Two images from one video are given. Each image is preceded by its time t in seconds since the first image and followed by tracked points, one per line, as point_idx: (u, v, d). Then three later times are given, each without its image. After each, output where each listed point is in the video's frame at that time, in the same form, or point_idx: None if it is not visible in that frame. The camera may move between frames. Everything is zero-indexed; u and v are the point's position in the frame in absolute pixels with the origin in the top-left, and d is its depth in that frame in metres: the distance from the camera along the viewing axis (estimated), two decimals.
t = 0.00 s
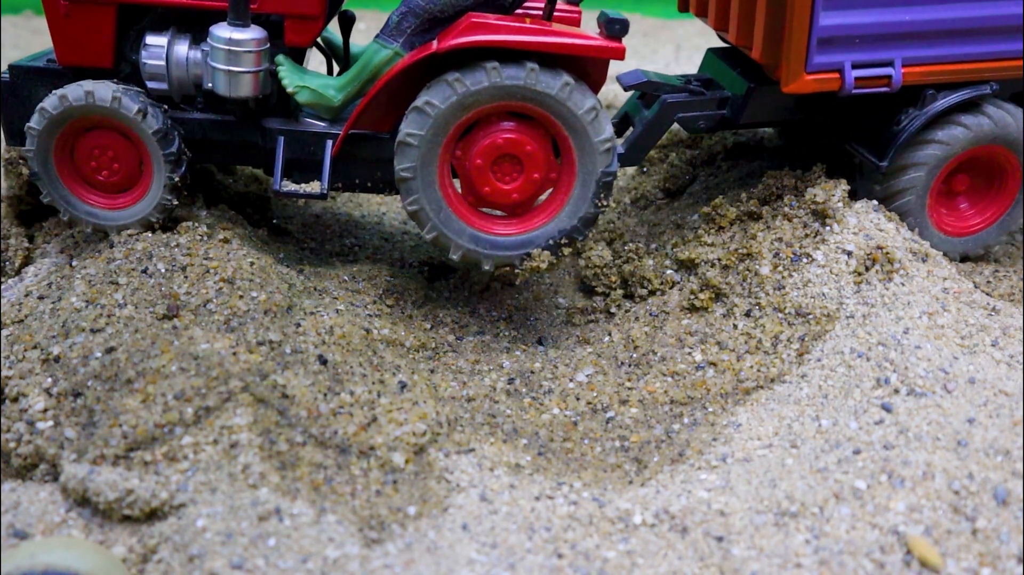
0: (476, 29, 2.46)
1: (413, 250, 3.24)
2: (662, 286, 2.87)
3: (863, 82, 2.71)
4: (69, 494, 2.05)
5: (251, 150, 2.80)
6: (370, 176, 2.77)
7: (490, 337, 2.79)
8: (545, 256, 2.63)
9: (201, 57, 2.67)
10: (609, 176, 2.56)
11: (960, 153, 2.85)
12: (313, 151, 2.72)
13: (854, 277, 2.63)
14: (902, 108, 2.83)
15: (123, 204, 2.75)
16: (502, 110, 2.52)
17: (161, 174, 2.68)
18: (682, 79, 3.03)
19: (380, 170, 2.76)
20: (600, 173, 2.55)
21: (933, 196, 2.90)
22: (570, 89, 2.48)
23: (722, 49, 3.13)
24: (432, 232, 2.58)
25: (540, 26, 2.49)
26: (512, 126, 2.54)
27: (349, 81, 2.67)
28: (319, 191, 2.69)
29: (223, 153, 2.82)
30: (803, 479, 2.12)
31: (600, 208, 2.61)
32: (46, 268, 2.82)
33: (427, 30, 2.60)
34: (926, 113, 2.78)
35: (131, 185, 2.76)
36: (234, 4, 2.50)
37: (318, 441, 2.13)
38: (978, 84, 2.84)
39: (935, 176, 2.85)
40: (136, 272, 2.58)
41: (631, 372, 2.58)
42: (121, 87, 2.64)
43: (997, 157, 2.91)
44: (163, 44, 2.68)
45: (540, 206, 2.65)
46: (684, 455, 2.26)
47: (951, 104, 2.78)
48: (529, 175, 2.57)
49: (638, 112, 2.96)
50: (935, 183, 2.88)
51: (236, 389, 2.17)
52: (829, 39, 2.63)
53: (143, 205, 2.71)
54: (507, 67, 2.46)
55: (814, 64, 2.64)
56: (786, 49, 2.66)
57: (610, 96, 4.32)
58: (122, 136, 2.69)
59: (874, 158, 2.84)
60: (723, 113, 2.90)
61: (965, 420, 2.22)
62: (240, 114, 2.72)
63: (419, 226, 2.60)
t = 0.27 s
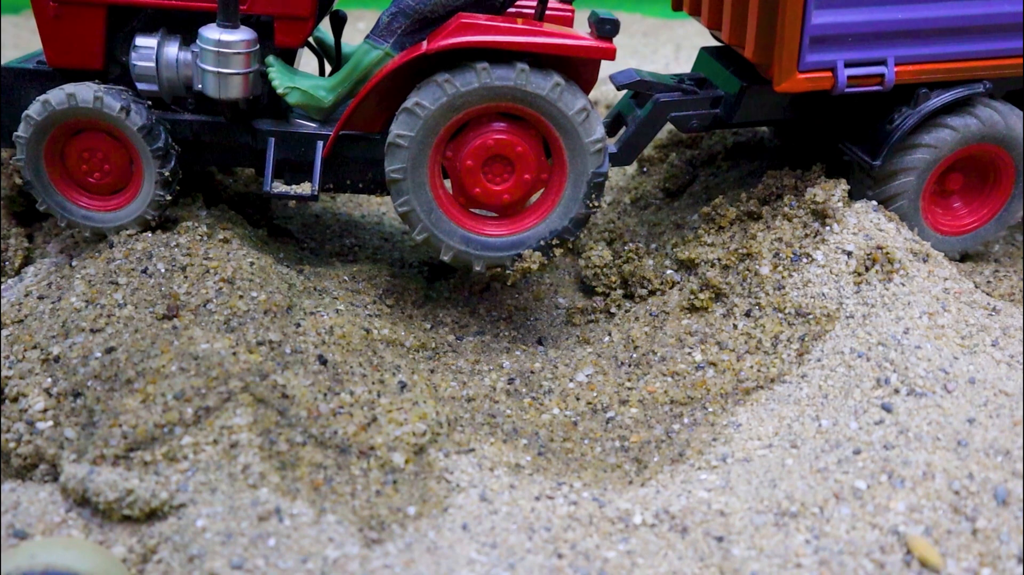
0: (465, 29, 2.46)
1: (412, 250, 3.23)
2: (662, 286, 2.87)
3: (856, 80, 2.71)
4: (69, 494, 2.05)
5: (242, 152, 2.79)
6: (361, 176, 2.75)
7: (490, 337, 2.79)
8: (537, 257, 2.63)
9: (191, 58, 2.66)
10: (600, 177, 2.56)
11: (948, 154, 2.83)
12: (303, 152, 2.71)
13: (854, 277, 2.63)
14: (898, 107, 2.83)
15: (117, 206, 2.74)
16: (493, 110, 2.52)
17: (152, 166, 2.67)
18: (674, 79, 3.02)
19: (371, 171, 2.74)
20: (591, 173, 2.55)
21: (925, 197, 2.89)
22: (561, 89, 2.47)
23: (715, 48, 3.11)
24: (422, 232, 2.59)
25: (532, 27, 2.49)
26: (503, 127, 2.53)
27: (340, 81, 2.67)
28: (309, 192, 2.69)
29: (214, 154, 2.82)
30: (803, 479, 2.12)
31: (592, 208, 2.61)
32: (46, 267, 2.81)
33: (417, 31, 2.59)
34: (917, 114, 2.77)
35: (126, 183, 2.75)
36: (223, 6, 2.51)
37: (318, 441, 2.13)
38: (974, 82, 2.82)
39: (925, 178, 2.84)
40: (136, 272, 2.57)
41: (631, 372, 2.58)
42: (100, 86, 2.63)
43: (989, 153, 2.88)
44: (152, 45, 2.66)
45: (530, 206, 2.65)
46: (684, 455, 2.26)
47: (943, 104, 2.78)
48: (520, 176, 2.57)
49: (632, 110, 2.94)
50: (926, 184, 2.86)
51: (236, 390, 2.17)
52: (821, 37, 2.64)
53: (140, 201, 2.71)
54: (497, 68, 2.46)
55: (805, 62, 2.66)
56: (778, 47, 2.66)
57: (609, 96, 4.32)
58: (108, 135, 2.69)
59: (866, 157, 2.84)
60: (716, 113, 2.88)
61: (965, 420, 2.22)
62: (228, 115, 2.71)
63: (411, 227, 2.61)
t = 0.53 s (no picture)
0: (440, 40, 2.45)
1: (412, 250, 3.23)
2: (662, 286, 2.87)
3: (836, 79, 2.70)
4: (69, 494, 2.05)
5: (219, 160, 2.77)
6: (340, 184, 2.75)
7: (490, 337, 2.79)
8: (516, 265, 2.61)
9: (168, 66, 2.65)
10: (578, 185, 2.55)
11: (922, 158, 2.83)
12: (282, 159, 2.69)
13: (854, 278, 2.63)
14: (879, 103, 2.83)
15: (111, 204, 2.71)
16: (471, 119, 2.52)
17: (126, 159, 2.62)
18: (656, 79, 2.97)
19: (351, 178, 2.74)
20: (569, 182, 2.55)
21: (909, 203, 2.89)
22: (538, 98, 2.48)
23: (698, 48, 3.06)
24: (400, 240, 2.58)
25: (508, 36, 2.49)
26: (482, 135, 2.54)
27: (317, 89, 2.66)
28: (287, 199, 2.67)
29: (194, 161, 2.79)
30: (804, 479, 2.12)
31: (572, 216, 2.60)
32: (46, 267, 2.77)
33: (394, 38, 2.61)
34: (903, 107, 2.76)
35: (110, 183, 2.71)
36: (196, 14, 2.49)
37: (318, 441, 2.13)
38: (953, 78, 2.82)
39: (905, 184, 2.84)
40: (136, 272, 2.57)
41: (631, 372, 2.58)
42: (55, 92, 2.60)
43: (967, 146, 2.87)
44: (129, 52, 2.65)
45: (509, 215, 2.65)
46: (684, 455, 2.26)
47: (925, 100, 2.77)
48: (498, 185, 2.57)
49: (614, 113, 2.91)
50: (908, 190, 2.87)
51: (236, 389, 2.17)
52: (800, 36, 2.62)
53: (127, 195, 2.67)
54: (473, 77, 2.46)
55: (785, 62, 2.63)
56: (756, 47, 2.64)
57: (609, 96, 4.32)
58: (77, 139, 2.65)
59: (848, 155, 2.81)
60: (698, 113, 2.83)
61: (965, 420, 2.22)
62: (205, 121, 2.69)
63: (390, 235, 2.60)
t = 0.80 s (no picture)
0: (422, 39, 2.44)
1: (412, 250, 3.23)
2: (662, 286, 2.87)
3: (825, 74, 2.69)
4: (69, 494, 2.05)
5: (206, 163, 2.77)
6: (327, 185, 2.75)
7: (490, 337, 2.79)
8: (502, 264, 2.62)
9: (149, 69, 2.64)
10: (563, 183, 2.56)
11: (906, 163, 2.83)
12: (267, 161, 2.70)
13: (854, 279, 2.63)
14: (869, 99, 2.82)
15: (100, 206, 2.67)
16: (454, 119, 2.52)
17: (105, 155, 2.59)
18: (645, 75, 2.94)
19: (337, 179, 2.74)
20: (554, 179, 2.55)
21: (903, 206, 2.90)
22: (520, 97, 2.47)
23: (688, 44, 3.04)
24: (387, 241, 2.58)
25: (491, 34, 2.49)
26: (466, 135, 2.54)
27: (302, 89, 2.66)
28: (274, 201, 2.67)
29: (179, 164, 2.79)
30: (804, 479, 2.12)
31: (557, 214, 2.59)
32: (47, 267, 2.76)
33: (377, 37, 2.58)
34: (890, 103, 2.76)
35: (96, 183, 2.67)
36: (177, 19, 2.49)
37: (318, 441, 2.13)
38: (942, 75, 2.82)
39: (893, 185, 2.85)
40: (136, 272, 2.57)
41: (631, 372, 2.58)
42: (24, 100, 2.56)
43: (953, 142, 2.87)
44: (111, 57, 2.63)
45: (496, 213, 2.65)
46: (684, 455, 2.26)
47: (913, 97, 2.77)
48: (484, 184, 2.57)
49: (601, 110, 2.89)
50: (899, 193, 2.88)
51: (236, 390, 2.17)
52: (789, 31, 2.61)
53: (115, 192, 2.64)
54: (455, 76, 2.46)
55: (774, 57, 2.63)
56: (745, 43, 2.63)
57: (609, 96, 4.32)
58: (54, 144, 2.62)
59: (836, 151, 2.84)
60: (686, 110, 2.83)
61: (965, 420, 2.22)
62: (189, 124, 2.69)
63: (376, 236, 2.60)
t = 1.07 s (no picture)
0: (412, 47, 2.44)
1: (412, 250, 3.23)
2: (662, 286, 2.87)
3: (814, 74, 2.68)
4: (69, 494, 2.05)
5: (199, 166, 2.77)
6: (317, 189, 2.72)
7: (490, 337, 2.79)
8: (493, 270, 2.62)
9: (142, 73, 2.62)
10: (554, 191, 2.54)
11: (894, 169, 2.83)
12: (257, 165, 2.69)
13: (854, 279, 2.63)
14: (860, 99, 2.81)
15: (94, 206, 2.67)
16: (445, 125, 2.51)
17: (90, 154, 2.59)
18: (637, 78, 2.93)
19: (328, 184, 2.71)
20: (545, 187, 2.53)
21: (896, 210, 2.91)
22: (511, 105, 2.46)
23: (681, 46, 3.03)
24: (377, 247, 2.58)
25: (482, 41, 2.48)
26: (458, 142, 2.53)
27: (292, 95, 2.65)
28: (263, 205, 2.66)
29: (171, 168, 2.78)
30: (803, 479, 2.12)
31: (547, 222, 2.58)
32: (46, 267, 2.76)
33: (367, 43, 2.57)
34: (883, 102, 2.74)
35: (86, 184, 2.67)
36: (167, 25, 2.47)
37: (318, 441, 2.13)
38: (933, 72, 2.80)
39: (884, 190, 2.85)
40: (136, 272, 2.57)
41: (631, 372, 2.58)
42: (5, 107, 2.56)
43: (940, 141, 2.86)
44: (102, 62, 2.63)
45: (487, 220, 2.64)
46: (684, 455, 2.26)
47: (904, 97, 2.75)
48: (474, 191, 2.56)
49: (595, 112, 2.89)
50: (891, 198, 2.88)
51: (236, 390, 2.17)
52: (778, 32, 2.60)
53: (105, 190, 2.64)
54: (446, 84, 2.45)
55: (763, 58, 2.62)
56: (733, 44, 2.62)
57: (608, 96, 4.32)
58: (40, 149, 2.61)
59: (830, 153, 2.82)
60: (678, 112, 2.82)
61: (965, 420, 2.22)
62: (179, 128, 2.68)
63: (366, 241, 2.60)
